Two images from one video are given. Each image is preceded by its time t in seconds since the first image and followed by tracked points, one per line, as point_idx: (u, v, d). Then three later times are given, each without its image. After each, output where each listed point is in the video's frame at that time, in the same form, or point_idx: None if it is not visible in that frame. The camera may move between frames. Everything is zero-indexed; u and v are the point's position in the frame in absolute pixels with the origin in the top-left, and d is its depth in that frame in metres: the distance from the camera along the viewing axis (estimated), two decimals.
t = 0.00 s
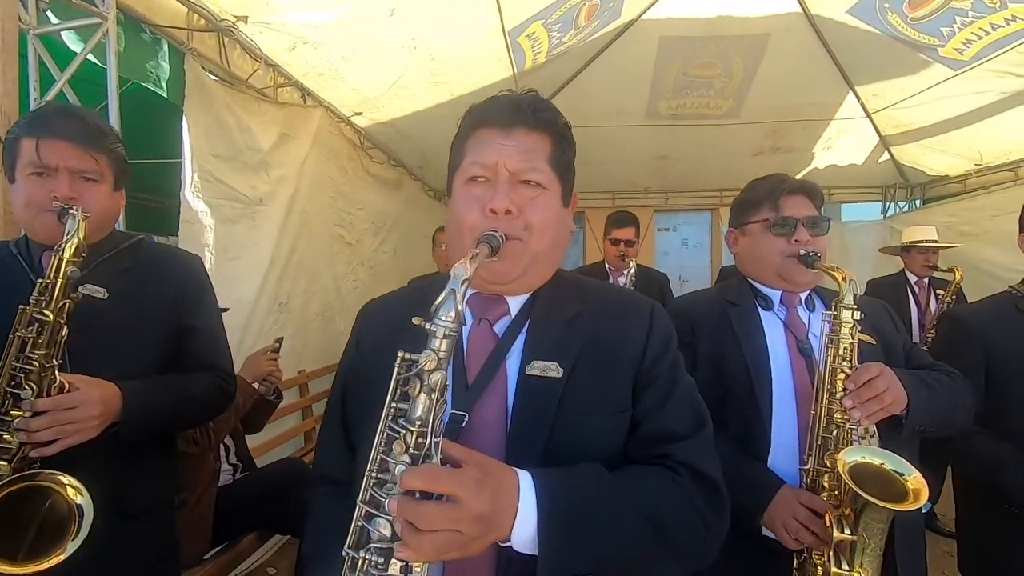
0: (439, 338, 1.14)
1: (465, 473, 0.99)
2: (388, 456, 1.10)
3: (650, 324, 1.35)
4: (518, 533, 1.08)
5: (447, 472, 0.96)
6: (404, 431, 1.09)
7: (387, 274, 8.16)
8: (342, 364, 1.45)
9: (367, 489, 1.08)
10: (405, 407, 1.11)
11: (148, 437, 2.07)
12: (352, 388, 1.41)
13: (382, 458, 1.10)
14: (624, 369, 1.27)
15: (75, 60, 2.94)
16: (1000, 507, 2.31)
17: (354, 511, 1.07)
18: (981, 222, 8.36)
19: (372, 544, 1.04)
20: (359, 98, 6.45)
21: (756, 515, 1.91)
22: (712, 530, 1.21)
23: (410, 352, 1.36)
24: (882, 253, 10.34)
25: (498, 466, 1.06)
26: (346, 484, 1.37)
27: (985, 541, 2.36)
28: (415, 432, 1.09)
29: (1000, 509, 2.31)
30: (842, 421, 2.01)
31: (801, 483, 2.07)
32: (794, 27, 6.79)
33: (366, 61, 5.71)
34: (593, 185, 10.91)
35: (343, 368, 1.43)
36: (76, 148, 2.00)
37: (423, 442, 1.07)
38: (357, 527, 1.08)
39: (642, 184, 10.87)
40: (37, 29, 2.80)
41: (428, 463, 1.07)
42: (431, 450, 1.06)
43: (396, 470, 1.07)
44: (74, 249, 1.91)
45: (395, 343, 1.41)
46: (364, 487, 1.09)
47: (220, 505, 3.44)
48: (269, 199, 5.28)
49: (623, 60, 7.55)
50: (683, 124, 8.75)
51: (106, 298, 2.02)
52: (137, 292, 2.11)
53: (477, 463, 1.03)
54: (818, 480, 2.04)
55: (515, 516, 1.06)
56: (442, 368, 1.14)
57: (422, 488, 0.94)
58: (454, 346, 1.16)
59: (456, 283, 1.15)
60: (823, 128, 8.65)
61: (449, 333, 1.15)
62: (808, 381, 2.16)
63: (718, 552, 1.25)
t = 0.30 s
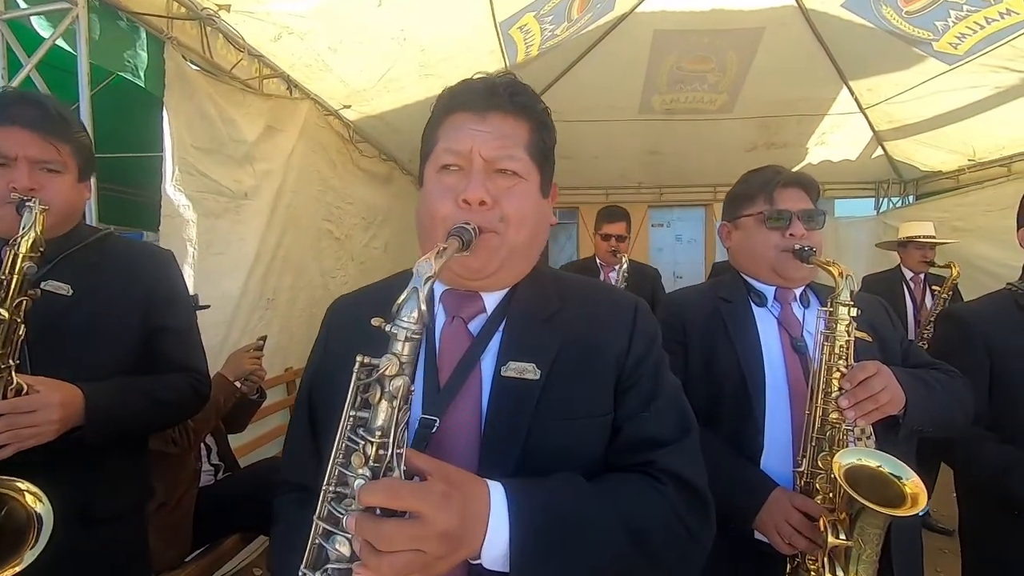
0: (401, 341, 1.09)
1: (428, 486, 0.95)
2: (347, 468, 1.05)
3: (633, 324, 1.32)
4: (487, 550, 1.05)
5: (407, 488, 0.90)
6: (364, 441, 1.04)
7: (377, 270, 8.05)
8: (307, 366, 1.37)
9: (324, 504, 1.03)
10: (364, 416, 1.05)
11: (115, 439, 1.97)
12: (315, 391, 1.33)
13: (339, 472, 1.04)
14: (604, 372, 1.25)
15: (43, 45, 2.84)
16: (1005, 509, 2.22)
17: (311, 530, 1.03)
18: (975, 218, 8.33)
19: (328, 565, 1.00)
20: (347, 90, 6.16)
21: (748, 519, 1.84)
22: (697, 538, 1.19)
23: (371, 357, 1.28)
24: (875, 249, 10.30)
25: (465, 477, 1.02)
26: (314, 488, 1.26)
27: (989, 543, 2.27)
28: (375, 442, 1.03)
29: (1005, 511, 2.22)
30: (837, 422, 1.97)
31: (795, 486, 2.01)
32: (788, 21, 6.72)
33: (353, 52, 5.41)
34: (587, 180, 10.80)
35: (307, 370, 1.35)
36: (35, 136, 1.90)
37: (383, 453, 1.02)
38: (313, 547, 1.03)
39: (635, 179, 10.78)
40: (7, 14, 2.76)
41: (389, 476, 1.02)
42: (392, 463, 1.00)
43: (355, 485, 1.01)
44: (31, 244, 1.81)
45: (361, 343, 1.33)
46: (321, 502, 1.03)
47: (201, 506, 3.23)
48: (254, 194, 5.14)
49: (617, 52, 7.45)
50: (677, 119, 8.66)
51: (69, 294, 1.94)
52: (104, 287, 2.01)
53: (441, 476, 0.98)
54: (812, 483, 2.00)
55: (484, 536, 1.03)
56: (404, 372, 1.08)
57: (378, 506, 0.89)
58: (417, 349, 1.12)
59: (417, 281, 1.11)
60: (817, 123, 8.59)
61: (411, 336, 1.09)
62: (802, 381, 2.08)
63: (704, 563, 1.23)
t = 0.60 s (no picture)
0: (362, 347, 1.08)
1: (392, 497, 0.95)
2: (307, 478, 1.05)
3: (605, 325, 1.33)
4: (455, 559, 1.05)
5: (369, 500, 0.91)
6: (324, 451, 1.03)
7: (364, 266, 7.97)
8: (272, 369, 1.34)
9: (284, 516, 1.04)
10: (325, 424, 1.05)
11: (86, 440, 1.92)
12: (280, 395, 1.30)
13: (300, 482, 1.05)
14: (575, 373, 1.27)
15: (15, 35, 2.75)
16: (995, 513, 2.10)
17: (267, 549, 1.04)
18: (959, 216, 8.42)
19: None
20: (334, 84, 6.07)
21: (727, 517, 1.85)
22: (667, 542, 1.21)
23: (331, 363, 1.26)
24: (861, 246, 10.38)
25: (430, 484, 1.02)
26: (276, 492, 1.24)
27: (979, 549, 2.15)
28: (336, 452, 1.03)
29: (993, 514, 2.11)
30: (815, 422, 1.97)
31: (773, 485, 2.01)
32: (776, 18, 6.74)
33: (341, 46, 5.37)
34: (576, 176, 10.77)
35: (273, 373, 1.32)
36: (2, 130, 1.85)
37: (344, 463, 1.02)
38: (274, 559, 1.04)
39: (624, 176, 10.77)
40: None
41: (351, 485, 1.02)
42: (352, 473, 1.00)
43: (315, 495, 1.01)
44: None
45: (326, 345, 1.30)
46: (281, 514, 1.04)
47: (180, 506, 3.13)
48: (237, 188, 5.02)
49: (606, 48, 7.43)
50: (666, 116, 8.65)
51: (37, 292, 1.91)
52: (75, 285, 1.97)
53: (406, 485, 0.98)
54: (789, 481, 1.99)
55: (451, 545, 1.03)
56: (367, 380, 1.08)
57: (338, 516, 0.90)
58: (378, 355, 1.10)
59: (378, 285, 1.10)
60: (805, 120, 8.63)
61: (372, 342, 1.08)
62: (783, 378, 2.08)
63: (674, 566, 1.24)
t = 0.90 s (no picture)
0: (318, 344, 1.05)
1: (353, 496, 0.96)
2: (265, 478, 1.05)
3: (574, 321, 1.37)
4: (417, 557, 1.05)
5: (328, 500, 0.91)
6: (281, 451, 1.02)
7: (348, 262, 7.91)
8: (236, 367, 1.32)
9: (242, 516, 1.03)
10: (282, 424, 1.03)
11: (52, 438, 1.89)
12: (243, 394, 1.28)
13: (258, 481, 1.03)
14: (542, 369, 1.30)
15: None
16: (974, 512, 2.09)
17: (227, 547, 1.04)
18: (938, 214, 8.56)
19: None
20: (317, 78, 5.98)
21: (699, 511, 1.87)
22: (634, 537, 1.23)
23: (291, 361, 1.24)
24: (843, 244, 10.52)
25: (393, 483, 1.03)
26: (237, 493, 1.22)
27: (958, 548, 2.14)
28: (293, 451, 1.01)
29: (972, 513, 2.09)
30: (786, 415, 1.99)
31: (746, 479, 2.04)
32: (760, 17, 6.80)
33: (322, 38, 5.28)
34: (563, 173, 10.76)
35: (236, 371, 1.31)
36: None
37: (301, 462, 1.00)
38: (233, 560, 1.03)
39: (611, 173, 10.77)
40: None
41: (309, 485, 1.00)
42: (310, 472, 0.98)
43: (272, 495, 1.00)
44: None
45: (289, 341, 1.29)
46: (238, 515, 1.03)
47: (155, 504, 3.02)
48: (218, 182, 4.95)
49: (592, 46, 7.47)
50: (652, 114, 8.68)
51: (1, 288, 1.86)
52: (40, 281, 1.93)
53: (366, 483, 0.99)
54: (761, 475, 2.02)
55: (415, 544, 1.04)
56: (324, 377, 1.05)
57: (298, 515, 0.90)
58: (337, 351, 1.07)
59: (336, 280, 1.08)
60: (789, 119, 8.71)
61: (330, 338, 1.05)
62: (756, 374, 2.10)
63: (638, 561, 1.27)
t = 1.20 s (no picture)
0: (269, 347, 1.05)
1: (303, 499, 0.96)
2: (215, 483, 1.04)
3: (537, 323, 1.39)
4: (371, 561, 1.05)
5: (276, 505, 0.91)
6: (230, 456, 1.01)
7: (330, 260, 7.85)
8: (194, 369, 1.31)
9: (190, 524, 1.02)
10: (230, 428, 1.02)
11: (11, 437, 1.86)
12: (200, 396, 1.28)
13: (207, 487, 1.03)
14: (504, 371, 1.31)
15: None
16: (937, 512, 2.14)
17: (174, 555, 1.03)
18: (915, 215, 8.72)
19: None
20: (299, 74, 5.81)
21: (665, 509, 1.90)
22: (591, 535, 1.25)
23: (242, 364, 1.23)
24: (824, 244, 10.67)
25: (348, 488, 1.03)
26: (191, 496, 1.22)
27: (918, 544, 2.20)
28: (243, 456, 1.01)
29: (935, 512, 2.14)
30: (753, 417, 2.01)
31: (711, 477, 2.07)
32: (743, 18, 6.87)
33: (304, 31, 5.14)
34: (548, 172, 10.77)
35: (193, 373, 1.30)
36: None
37: (250, 467, 0.99)
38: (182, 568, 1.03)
39: (596, 172, 10.78)
40: None
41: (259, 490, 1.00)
42: (260, 477, 0.98)
43: (221, 501, 0.99)
44: None
45: (245, 343, 1.28)
46: (186, 523, 1.02)
47: (130, 503, 3.02)
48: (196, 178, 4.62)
49: (576, 45, 7.51)
50: (636, 113, 8.70)
51: None
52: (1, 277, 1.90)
53: (319, 488, 0.99)
54: (727, 474, 2.05)
55: (367, 549, 1.04)
56: (275, 380, 1.05)
57: (245, 521, 0.91)
58: (290, 354, 1.08)
59: (287, 282, 1.09)
60: (771, 120, 8.81)
61: (280, 341, 1.05)
62: (723, 372, 2.14)
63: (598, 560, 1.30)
